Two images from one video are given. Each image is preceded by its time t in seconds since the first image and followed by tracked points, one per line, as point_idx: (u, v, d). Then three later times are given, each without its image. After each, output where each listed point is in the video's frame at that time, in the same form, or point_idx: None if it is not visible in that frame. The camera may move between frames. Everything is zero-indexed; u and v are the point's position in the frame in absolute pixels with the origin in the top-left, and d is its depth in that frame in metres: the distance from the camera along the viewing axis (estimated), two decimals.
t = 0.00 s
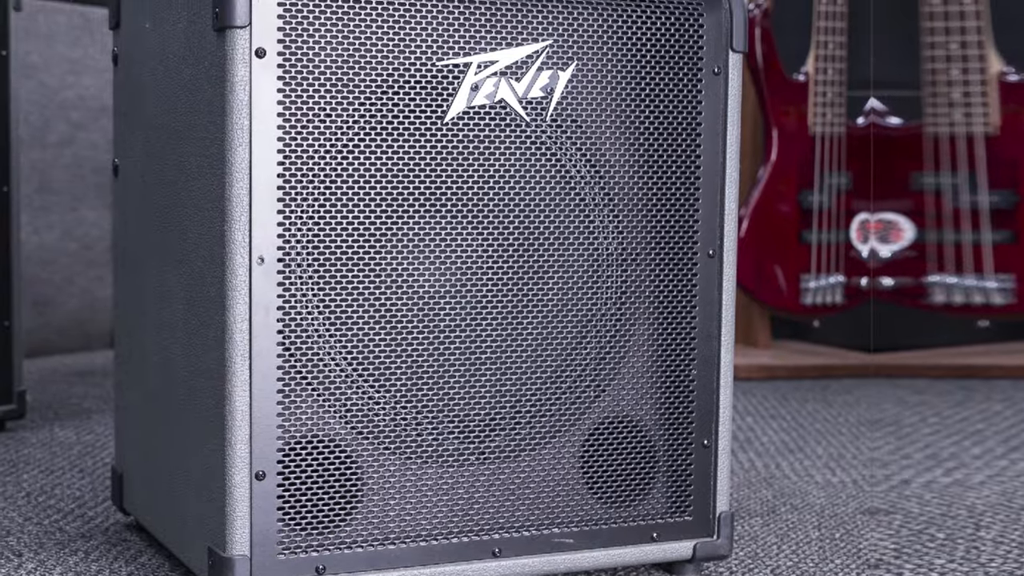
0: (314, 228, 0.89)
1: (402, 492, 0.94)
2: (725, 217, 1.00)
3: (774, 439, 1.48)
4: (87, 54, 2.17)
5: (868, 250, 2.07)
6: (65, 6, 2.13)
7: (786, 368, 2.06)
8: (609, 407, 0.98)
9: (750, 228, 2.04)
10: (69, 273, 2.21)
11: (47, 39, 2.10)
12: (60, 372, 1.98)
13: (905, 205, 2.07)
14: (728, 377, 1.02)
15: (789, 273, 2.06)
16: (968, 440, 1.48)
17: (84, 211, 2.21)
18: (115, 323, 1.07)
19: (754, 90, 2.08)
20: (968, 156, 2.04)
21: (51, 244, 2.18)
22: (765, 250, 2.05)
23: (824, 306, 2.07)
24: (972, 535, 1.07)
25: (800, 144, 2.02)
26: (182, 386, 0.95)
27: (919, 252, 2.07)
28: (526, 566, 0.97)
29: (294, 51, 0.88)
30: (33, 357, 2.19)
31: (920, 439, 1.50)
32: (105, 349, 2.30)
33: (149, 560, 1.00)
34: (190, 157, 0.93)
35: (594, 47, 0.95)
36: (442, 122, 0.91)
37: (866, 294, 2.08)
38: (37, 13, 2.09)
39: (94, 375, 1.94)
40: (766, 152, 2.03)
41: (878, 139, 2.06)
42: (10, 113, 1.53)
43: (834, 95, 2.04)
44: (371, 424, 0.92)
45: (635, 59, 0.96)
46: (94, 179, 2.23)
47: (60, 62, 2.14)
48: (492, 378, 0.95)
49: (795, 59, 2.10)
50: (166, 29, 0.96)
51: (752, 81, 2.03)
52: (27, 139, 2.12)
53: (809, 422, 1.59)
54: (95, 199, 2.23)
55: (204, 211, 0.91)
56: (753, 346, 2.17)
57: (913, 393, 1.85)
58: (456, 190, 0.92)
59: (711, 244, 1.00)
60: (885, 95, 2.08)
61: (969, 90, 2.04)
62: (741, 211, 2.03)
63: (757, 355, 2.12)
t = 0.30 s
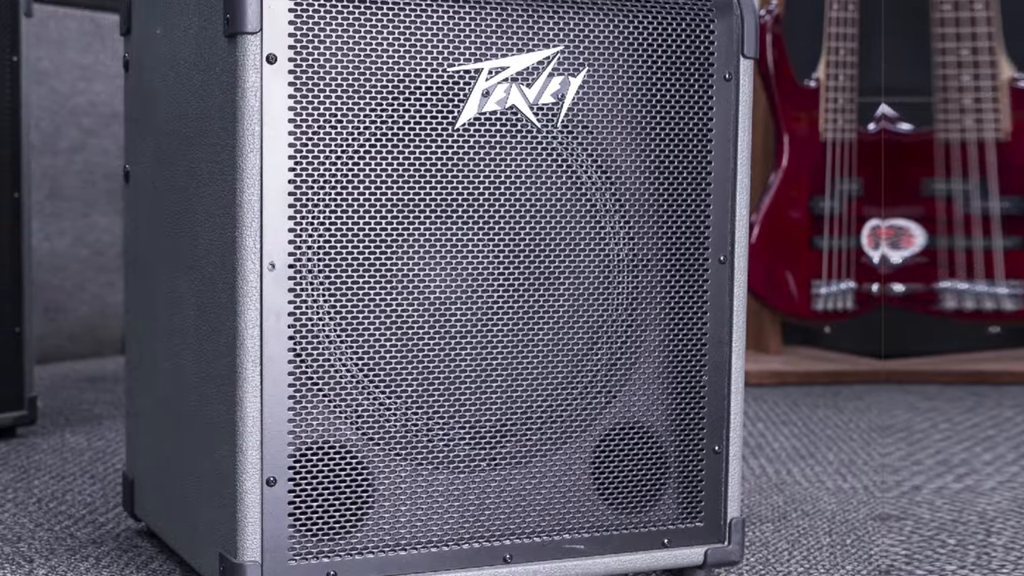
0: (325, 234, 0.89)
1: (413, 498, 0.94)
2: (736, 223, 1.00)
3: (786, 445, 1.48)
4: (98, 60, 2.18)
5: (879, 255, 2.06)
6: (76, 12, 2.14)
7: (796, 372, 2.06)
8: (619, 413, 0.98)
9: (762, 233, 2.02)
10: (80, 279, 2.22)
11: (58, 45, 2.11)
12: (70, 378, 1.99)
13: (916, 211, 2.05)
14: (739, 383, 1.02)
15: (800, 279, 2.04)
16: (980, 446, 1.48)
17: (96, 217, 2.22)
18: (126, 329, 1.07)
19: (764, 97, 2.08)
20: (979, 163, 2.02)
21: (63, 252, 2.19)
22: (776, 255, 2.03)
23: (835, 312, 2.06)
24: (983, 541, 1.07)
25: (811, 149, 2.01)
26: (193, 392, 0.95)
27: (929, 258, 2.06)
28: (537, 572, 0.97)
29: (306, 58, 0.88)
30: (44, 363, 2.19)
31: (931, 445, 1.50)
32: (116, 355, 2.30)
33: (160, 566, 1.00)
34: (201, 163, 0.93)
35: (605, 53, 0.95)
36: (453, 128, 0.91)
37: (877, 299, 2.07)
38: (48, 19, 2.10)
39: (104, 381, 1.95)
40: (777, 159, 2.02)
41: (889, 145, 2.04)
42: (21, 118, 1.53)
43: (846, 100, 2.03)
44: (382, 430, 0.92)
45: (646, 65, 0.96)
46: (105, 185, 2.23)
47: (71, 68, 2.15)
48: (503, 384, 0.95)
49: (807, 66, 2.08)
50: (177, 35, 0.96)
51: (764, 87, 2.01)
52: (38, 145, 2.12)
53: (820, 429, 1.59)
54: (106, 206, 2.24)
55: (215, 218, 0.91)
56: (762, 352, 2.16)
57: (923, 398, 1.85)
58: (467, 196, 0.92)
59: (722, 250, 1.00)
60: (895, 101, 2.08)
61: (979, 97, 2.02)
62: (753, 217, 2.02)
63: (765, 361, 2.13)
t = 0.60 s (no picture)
0: (336, 241, 0.89)
1: (424, 505, 0.94)
2: (747, 229, 1.00)
3: (797, 450, 1.49)
4: (109, 66, 2.20)
5: (890, 261, 2.08)
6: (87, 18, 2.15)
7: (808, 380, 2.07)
8: (631, 419, 0.98)
9: (772, 240, 2.06)
10: (92, 285, 2.22)
11: (69, 52, 2.13)
12: (82, 383, 2.00)
13: (927, 217, 2.08)
14: (750, 389, 1.02)
15: (811, 286, 2.07)
16: (990, 452, 1.49)
17: (107, 223, 2.23)
18: (138, 335, 1.07)
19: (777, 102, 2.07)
20: (990, 168, 2.06)
21: (75, 258, 2.19)
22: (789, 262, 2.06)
23: (846, 317, 2.08)
24: (994, 547, 1.07)
25: (821, 155, 2.04)
26: (204, 398, 0.95)
27: (940, 264, 2.08)
28: None
29: (317, 64, 0.88)
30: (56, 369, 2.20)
31: (942, 451, 1.50)
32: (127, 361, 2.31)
33: (170, 572, 0.99)
34: (212, 170, 0.93)
35: (617, 59, 0.95)
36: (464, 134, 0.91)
37: (888, 305, 2.09)
38: (59, 25, 2.11)
39: (115, 387, 1.96)
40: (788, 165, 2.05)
41: (900, 151, 2.07)
42: (31, 123, 1.54)
43: (856, 107, 2.05)
44: (393, 436, 0.92)
45: (657, 71, 0.96)
46: (116, 192, 2.24)
47: (82, 74, 2.16)
48: (513, 390, 0.95)
49: (813, 70, 2.09)
50: (188, 42, 0.96)
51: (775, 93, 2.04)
52: (49, 151, 2.13)
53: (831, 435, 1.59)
54: (117, 211, 2.24)
55: (226, 224, 0.92)
56: (774, 358, 2.18)
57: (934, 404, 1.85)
58: (477, 202, 0.92)
59: (733, 256, 1.00)
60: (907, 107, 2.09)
61: (990, 104, 2.06)
62: (764, 223, 2.06)
63: (778, 368, 2.14)
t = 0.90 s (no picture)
0: (346, 247, 0.89)
1: (435, 511, 0.94)
2: (758, 235, 1.00)
3: (808, 457, 1.49)
4: (120, 72, 2.20)
5: (901, 267, 2.08)
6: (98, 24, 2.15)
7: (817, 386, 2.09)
8: (642, 425, 0.98)
9: (783, 246, 2.06)
10: (103, 291, 2.22)
11: (81, 57, 2.13)
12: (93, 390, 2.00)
13: (937, 223, 2.08)
14: (761, 395, 1.02)
15: (822, 291, 2.07)
16: (1001, 458, 1.49)
17: (118, 229, 2.23)
18: (149, 342, 1.07)
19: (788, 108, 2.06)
20: (1002, 175, 2.04)
21: (86, 264, 2.19)
22: (799, 268, 2.06)
23: (857, 323, 2.08)
24: (1005, 553, 1.08)
25: (833, 161, 2.04)
26: (215, 404, 0.95)
27: (951, 269, 2.08)
28: None
29: (328, 70, 0.88)
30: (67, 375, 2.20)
31: (953, 457, 1.50)
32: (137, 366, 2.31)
33: None
34: (224, 175, 0.93)
35: (628, 65, 0.95)
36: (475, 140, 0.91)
37: (899, 311, 2.08)
38: (70, 31, 2.11)
39: (126, 393, 1.97)
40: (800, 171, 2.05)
41: (912, 157, 2.05)
42: (42, 128, 1.54)
43: (867, 112, 2.05)
44: (405, 442, 0.92)
45: (668, 77, 0.96)
46: (128, 198, 2.24)
47: (93, 79, 2.16)
48: (524, 396, 0.95)
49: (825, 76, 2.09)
50: (199, 47, 0.96)
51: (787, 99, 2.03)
52: (60, 156, 2.13)
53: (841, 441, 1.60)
54: (128, 217, 2.25)
55: (237, 230, 0.91)
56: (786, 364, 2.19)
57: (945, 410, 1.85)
58: (488, 208, 0.92)
59: (744, 262, 1.00)
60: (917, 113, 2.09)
61: (1002, 109, 2.05)
62: (775, 229, 2.06)
63: (790, 373, 2.15)
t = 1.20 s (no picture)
0: (357, 253, 0.89)
1: (446, 517, 0.94)
2: (769, 241, 1.00)
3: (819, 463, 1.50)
4: (131, 78, 2.23)
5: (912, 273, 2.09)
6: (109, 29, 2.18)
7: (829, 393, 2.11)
8: (653, 431, 0.98)
9: (794, 251, 2.14)
10: (114, 297, 2.23)
11: (92, 63, 2.15)
12: (105, 396, 2.03)
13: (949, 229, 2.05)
14: (772, 402, 1.02)
15: (833, 297, 2.14)
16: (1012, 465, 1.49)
17: (130, 235, 2.25)
18: (161, 348, 1.07)
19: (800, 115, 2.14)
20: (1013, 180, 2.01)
21: (97, 270, 2.21)
22: (810, 275, 2.14)
23: (867, 330, 2.10)
24: (1017, 560, 1.08)
25: (844, 168, 2.10)
26: (226, 410, 0.95)
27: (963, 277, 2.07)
28: None
29: (339, 76, 0.88)
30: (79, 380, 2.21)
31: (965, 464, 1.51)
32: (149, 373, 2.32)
33: None
34: (235, 181, 0.93)
35: (639, 72, 0.95)
36: (486, 146, 0.91)
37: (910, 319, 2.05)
38: (82, 37, 2.14)
39: (137, 400, 1.98)
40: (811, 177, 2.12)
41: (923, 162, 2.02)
42: (53, 136, 1.56)
43: (879, 118, 2.01)
44: (416, 448, 0.92)
45: (678, 83, 0.96)
46: (139, 204, 2.26)
47: (104, 86, 2.19)
48: (535, 402, 0.95)
49: (835, 81, 2.07)
50: (210, 53, 0.97)
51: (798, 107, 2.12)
52: (72, 163, 2.14)
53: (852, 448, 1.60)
54: (140, 223, 2.27)
55: (248, 235, 0.91)
56: (796, 370, 2.22)
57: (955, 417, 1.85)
58: (501, 214, 0.92)
59: (755, 268, 1.00)
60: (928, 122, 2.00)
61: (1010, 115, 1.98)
62: (786, 235, 2.14)
63: (801, 381, 2.17)
